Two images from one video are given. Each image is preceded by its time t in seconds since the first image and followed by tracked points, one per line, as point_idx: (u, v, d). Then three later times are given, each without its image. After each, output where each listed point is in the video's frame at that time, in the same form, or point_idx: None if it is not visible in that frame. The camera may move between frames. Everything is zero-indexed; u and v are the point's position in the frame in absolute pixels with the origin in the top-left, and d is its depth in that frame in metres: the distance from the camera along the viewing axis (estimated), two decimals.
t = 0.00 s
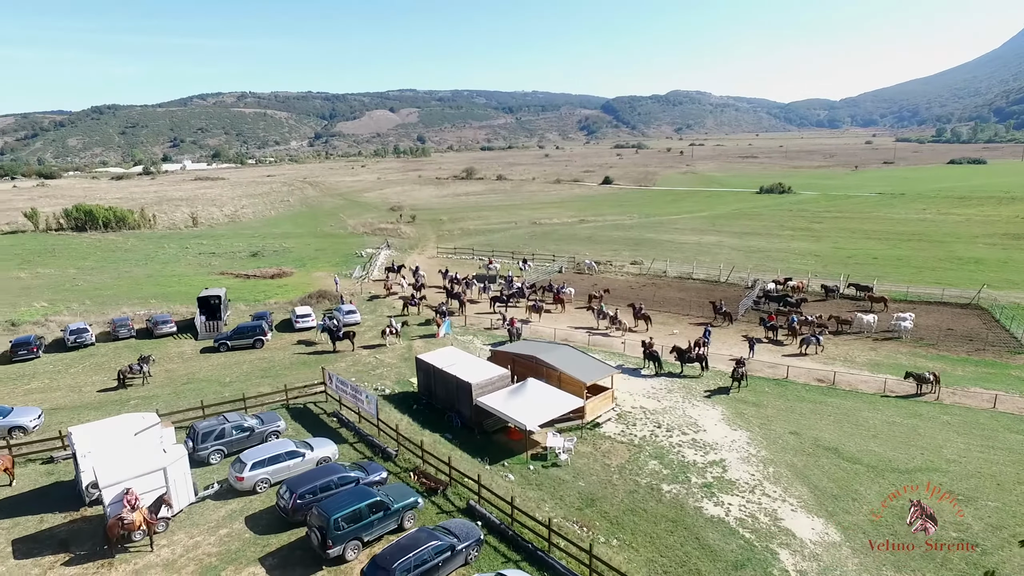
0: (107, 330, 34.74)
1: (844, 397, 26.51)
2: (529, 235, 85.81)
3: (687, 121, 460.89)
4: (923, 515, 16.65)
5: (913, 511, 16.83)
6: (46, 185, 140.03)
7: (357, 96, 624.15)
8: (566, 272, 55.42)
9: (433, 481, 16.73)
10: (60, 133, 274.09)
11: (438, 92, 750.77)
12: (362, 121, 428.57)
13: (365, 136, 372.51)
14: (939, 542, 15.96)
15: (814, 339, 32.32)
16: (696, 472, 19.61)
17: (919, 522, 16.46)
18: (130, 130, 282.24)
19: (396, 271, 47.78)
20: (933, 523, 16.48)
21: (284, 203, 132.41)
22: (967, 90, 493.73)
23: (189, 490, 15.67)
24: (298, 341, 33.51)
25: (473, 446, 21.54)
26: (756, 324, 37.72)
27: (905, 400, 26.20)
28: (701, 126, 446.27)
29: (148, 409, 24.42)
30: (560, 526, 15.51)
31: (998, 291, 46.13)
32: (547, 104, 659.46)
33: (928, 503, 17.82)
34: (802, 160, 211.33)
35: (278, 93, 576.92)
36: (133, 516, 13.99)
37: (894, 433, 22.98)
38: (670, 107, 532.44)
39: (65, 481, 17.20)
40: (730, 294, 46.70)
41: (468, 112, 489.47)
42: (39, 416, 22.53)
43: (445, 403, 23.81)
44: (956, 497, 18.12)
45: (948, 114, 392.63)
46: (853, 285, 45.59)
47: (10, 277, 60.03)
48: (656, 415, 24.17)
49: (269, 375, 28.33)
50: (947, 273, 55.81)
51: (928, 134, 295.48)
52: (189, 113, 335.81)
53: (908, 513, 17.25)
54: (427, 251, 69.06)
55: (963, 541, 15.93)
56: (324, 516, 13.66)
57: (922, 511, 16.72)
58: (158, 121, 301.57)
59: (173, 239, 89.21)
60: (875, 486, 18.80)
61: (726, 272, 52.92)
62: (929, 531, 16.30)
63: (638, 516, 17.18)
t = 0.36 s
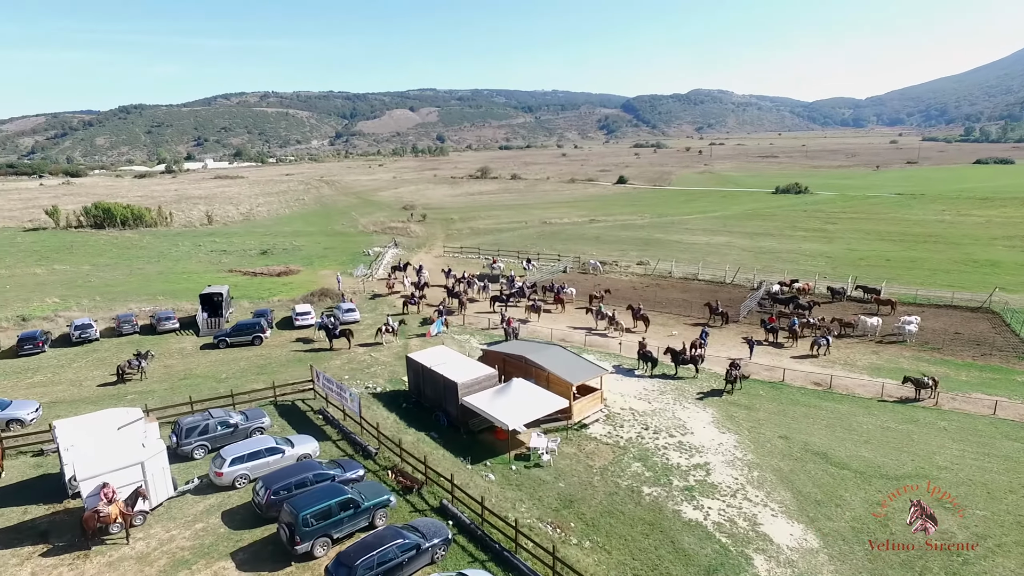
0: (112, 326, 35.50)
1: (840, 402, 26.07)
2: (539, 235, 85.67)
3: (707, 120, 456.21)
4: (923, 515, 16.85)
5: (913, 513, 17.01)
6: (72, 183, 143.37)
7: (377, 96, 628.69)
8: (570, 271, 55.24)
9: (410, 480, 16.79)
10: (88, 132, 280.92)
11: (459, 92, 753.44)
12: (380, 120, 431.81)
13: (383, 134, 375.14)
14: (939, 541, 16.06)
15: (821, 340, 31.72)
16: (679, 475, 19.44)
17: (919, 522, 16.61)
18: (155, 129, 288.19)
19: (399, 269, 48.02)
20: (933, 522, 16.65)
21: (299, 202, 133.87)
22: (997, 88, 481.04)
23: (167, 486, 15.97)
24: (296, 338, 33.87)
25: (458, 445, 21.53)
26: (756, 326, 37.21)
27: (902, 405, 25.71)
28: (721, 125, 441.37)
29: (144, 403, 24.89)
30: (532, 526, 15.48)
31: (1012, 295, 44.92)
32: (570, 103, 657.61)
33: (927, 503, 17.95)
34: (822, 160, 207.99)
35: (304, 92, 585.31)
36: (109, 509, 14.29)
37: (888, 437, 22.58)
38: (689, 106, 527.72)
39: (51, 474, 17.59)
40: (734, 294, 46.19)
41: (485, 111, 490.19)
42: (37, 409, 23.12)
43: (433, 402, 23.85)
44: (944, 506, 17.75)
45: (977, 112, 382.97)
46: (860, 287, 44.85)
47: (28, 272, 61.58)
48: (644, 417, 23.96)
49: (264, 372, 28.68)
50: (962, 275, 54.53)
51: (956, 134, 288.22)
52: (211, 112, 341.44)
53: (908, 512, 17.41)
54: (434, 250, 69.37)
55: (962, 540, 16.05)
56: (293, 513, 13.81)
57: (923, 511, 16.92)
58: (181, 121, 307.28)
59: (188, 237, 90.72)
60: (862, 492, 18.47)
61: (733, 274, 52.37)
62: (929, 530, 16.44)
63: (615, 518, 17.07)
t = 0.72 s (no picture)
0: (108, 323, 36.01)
1: (826, 405, 25.75)
2: (542, 234, 85.53)
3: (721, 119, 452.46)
4: (923, 515, 16.85)
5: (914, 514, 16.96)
6: (88, 182, 145.56)
7: (393, 95, 633.22)
8: (568, 271, 55.05)
9: (377, 479, 16.83)
10: (107, 131, 285.47)
11: (472, 91, 754.24)
12: (394, 119, 433.59)
13: (395, 133, 376.73)
14: (939, 541, 16.07)
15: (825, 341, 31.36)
16: (653, 477, 19.33)
17: (919, 522, 16.64)
18: (173, 128, 292.17)
19: (395, 268, 48.18)
20: (933, 523, 16.66)
21: (308, 201, 134.82)
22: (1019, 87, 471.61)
23: (136, 481, 16.17)
24: (287, 336, 34.11)
25: (435, 444, 21.51)
26: (749, 327, 36.85)
27: (890, 408, 25.33)
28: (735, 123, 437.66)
29: (130, 399, 25.18)
30: (494, 526, 15.46)
31: (1016, 298, 44.07)
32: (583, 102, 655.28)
33: (928, 503, 17.93)
34: (836, 160, 205.36)
35: (319, 92, 589.62)
36: (74, 503, 14.48)
37: (872, 441, 22.30)
38: (703, 104, 523.86)
39: (28, 469, 17.86)
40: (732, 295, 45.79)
41: (498, 109, 490.07)
42: (25, 404, 23.51)
43: (413, 401, 23.87)
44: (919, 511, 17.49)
45: (999, 111, 375.68)
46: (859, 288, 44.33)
47: (36, 270, 62.63)
48: (624, 418, 23.83)
49: (251, 370, 28.90)
50: (967, 277, 53.69)
51: (978, 132, 282.59)
52: (226, 111, 345.10)
53: (908, 513, 17.41)
54: (435, 249, 69.54)
55: (962, 541, 16.07)
56: (252, 510, 13.91)
57: (922, 511, 16.92)
58: (197, 121, 311.09)
59: (196, 235, 91.82)
60: (836, 497, 18.24)
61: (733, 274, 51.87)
62: (929, 531, 16.46)
63: (583, 519, 17.00)
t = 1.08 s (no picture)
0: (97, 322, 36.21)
1: (807, 407, 25.52)
2: (540, 234, 85.49)
3: (729, 118, 450.27)
4: (923, 515, 16.90)
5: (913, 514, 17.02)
6: (95, 181, 146.63)
7: (401, 95, 634.62)
8: (561, 271, 54.98)
9: (341, 480, 16.82)
10: (117, 130, 287.69)
11: (479, 91, 754.81)
12: (401, 119, 434.39)
13: (401, 133, 377.60)
14: (938, 541, 16.14)
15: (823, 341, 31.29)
16: (622, 479, 19.26)
17: (919, 522, 16.69)
18: (183, 128, 294.14)
19: (386, 268, 48.20)
20: (933, 523, 16.72)
21: (311, 200, 135.28)
22: None
23: (100, 480, 16.18)
24: (272, 336, 34.16)
25: (408, 444, 21.45)
26: (736, 328, 36.65)
27: (871, 411, 25.10)
28: (743, 123, 435.63)
29: (110, 397, 25.31)
30: (454, 528, 15.44)
31: (1011, 299, 43.61)
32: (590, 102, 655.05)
33: (928, 503, 17.98)
34: (842, 159, 203.90)
35: (328, 91, 591.71)
36: (32, 501, 14.43)
37: (848, 444, 22.11)
38: (710, 104, 522.07)
39: None
40: (723, 296, 45.55)
41: (504, 108, 489.97)
42: (4, 402, 23.67)
43: (390, 402, 23.84)
44: (887, 515, 17.32)
45: (1011, 110, 371.67)
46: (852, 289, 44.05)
47: (35, 269, 63.17)
48: (600, 419, 23.74)
49: (234, 369, 29.00)
50: (964, 278, 53.16)
51: (990, 132, 279.38)
52: (234, 111, 346.92)
53: (908, 513, 17.46)
54: (431, 248, 69.65)
55: (962, 541, 16.14)
56: (208, 510, 13.92)
57: (923, 511, 16.97)
58: (206, 120, 312.99)
59: (197, 235, 92.34)
60: (805, 500, 18.09)
61: (726, 275, 51.67)
62: (929, 530, 16.51)
63: (548, 522, 16.93)
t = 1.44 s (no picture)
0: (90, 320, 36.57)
1: (790, 411, 25.18)
2: (541, 234, 85.34)
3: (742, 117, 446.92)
4: (923, 515, 16.91)
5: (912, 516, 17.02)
6: (108, 180, 148.51)
7: (413, 94, 636.84)
8: (557, 272, 54.85)
9: (305, 481, 16.80)
10: (132, 130, 291.50)
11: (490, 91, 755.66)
12: (412, 119, 435.87)
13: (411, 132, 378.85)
14: (938, 541, 16.19)
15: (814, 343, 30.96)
16: (593, 482, 19.15)
17: (919, 523, 16.71)
18: (198, 127, 297.25)
19: (380, 268, 48.27)
20: (933, 523, 16.74)
21: (317, 199, 136.09)
22: None
23: (66, 479, 16.35)
24: (260, 336, 34.31)
25: (382, 445, 21.40)
26: (726, 330, 36.28)
27: (856, 415, 24.71)
28: (756, 122, 432.19)
29: (94, 395, 25.52)
30: (414, 530, 15.37)
31: (1012, 302, 42.79)
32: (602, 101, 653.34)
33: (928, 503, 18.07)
34: (854, 159, 201.62)
35: (341, 91, 596.04)
36: None
37: (827, 448, 21.82)
38: (723, 103, 518.70)
39: None
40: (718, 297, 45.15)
41: (514, 108, 489.99)
42: None
43: (368, 403, 23.82)
44: (859, 522, 17.06)
45: None
46: (849, 291, 43.51)
47: (39, 267, 63.97)
48: (578, 422, 23.61)
49: (218, 368, 29.13)
50: (967, 280, 52.37)
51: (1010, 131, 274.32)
52: (247, 111, 350.09)
53: (908, 513, 17.50)
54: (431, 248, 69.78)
55: (962, 541, 16.17)
56: (165, 510, 13.93)
57: (922, 511, 16.97)
58: (219, 119, 316.21)
59: (202, 233, 93.15)
60: (776, 506, 17.84)
61: (723, 276, 51.26)
62: (929, 531, 16.54)
63: (513, 525, 16.85)
